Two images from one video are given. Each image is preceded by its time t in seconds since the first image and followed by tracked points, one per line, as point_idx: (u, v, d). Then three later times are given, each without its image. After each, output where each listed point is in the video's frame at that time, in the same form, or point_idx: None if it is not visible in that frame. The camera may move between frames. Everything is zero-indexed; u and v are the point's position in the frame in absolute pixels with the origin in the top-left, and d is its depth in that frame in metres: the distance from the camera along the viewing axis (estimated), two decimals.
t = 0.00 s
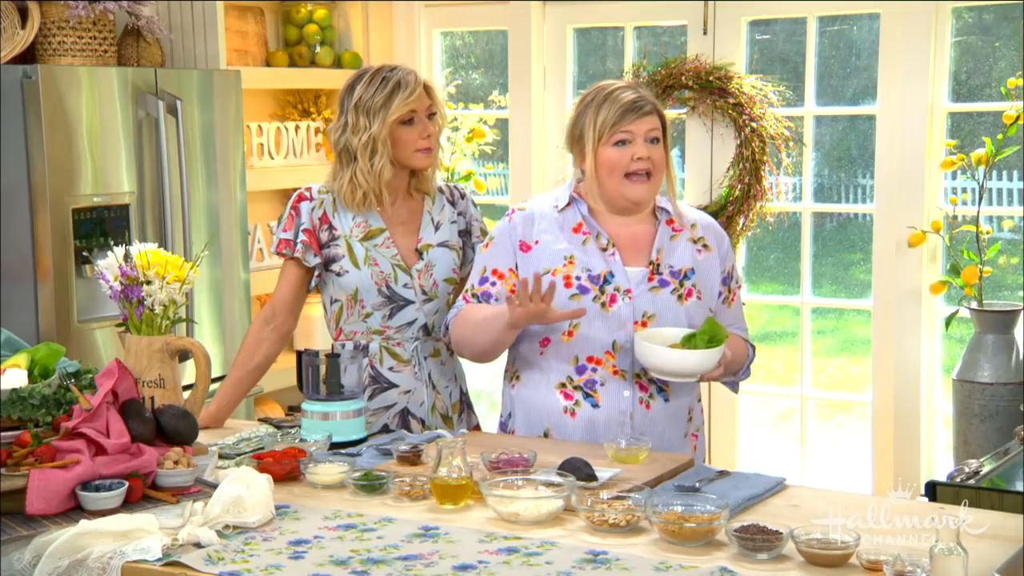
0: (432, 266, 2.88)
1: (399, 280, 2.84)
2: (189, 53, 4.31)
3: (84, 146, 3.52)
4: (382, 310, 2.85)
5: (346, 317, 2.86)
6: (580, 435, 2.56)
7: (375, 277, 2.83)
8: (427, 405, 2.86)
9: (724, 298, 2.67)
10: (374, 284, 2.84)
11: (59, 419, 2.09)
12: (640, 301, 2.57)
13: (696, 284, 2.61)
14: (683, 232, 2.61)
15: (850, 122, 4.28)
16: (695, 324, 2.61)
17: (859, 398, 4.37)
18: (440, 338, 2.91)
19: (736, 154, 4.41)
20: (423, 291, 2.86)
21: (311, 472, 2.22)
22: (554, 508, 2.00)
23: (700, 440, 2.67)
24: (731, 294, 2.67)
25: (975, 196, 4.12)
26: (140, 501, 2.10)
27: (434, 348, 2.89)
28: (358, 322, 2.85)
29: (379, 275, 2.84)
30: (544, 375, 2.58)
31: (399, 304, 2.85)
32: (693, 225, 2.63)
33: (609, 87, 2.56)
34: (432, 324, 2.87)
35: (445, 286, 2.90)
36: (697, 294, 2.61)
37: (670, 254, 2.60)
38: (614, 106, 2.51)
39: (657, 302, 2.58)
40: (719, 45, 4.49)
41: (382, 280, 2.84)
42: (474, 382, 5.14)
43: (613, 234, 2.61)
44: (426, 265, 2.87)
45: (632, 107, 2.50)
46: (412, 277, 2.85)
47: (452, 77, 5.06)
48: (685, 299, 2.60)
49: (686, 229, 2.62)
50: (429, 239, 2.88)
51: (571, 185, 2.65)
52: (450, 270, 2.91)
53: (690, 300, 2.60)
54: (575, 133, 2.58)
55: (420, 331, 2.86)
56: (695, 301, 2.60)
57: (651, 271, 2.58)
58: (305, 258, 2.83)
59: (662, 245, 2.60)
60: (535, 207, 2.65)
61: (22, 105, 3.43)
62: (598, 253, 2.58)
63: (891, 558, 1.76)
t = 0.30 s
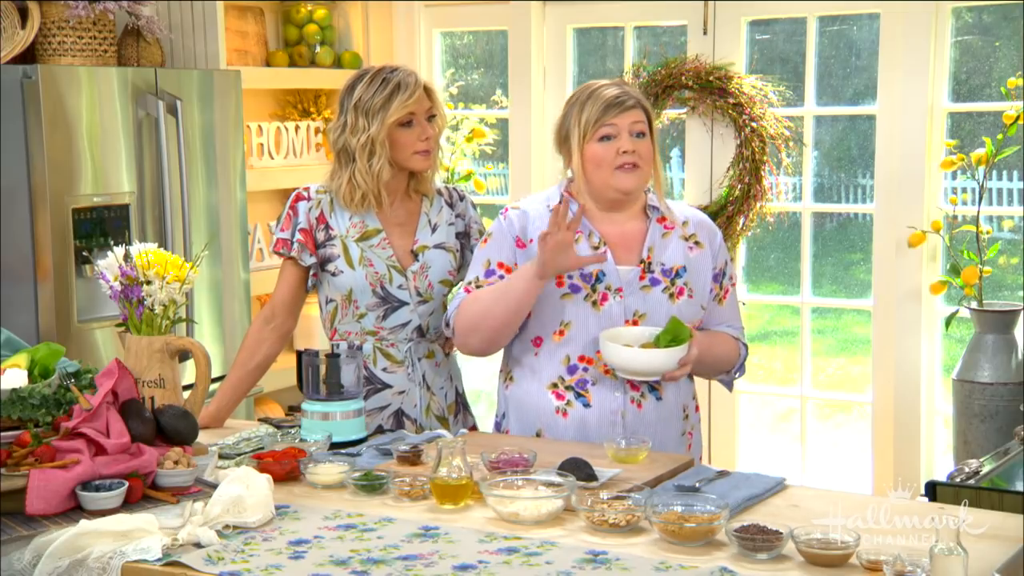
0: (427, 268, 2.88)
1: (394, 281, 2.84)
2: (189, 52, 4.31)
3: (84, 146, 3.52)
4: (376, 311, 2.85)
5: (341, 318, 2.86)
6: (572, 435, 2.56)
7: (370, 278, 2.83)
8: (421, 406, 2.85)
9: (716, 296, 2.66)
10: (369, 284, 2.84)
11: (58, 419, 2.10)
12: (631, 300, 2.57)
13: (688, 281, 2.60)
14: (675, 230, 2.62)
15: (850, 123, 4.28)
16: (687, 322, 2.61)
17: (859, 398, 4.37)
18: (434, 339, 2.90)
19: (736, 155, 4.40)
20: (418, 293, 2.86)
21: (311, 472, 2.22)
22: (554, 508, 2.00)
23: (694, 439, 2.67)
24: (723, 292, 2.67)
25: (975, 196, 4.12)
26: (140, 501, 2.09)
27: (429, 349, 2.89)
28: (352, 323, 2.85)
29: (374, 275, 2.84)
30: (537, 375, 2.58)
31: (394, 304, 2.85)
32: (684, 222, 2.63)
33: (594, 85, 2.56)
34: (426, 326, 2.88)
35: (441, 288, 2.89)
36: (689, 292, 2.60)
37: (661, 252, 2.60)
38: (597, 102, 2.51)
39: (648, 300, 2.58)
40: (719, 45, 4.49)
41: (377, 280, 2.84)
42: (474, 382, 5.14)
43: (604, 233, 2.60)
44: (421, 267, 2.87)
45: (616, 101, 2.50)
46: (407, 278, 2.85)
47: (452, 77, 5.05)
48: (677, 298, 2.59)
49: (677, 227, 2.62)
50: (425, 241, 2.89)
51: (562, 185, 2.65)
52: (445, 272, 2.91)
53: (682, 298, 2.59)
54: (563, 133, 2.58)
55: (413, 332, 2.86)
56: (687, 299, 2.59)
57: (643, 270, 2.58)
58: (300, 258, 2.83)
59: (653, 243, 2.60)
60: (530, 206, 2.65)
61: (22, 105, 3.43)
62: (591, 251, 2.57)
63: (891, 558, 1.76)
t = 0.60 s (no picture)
0: (423, 269, 2.89)
1: (391, 281, 2.85)
2: (189, 52, 4.31)
3: (84, 146, 3.52)
4: (372, 312, 2.85)
5: (337, 318, 2.86)
6: (559, 436, 2.55)
7: (367, 279, 2.84)
8: (417, 407, 2.87)
9: (713, 299, 2.64)
10: (366, 285, 2.84)
11: (59, 419, 2.10)
12: (620, 304, 2.56)
13: (683, 285, 2.58)
14: (671, 231, 2.60)
15: (850, 122, 4.28)
16: (679, 325, 2.59)
17: (859, 398, 4.37)
18: (430, 339, 2.91)
19: (736, 154, 4.41)
20: (414, 293, 2.87)
21: (311, 472, 2.22)
22: (554, 508, 2.00)
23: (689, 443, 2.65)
24: (721, 294, 2.64)
25: (975, 196, 4.12)
26: (140, 501, 2.09)
27: (425, 349, 2.89)
28: (348, 323, 2.86)
29: (371, 276, 2.84)
30: (528, 376, 2.58)
31: (390, 305, 2.85)
32: (682, 224, 2.61)
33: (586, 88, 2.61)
34: (422, 327, 2.88)
35: (437, 290, 2.91)
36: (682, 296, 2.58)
37: (655, 255, 2.58)
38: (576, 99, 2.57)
39: (637, 304, 2.56)
40: (719, 45, 4.49)
41: (374, 281, 2.84)
42: (474, 382, 5.14)
43: (599, 233, 2.60)
44: (418, 268, 2.88)
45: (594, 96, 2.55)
46: (404, 279, 2.86)
47: (453, 77, 5.05)
48: (668, 301, 2.57)
49: (675, 228, 2.60)
50: (422, 242, 2.90)
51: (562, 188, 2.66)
52: (442, 274, 2.91)
53: (673, 302, 2.57)
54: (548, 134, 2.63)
55: (410, 332, 2.87)
56: (678, 302, 2.58)
57: (634, 272, 2.57)
58: (297, 258, 2.82)
59: (648, 245, 2.59)
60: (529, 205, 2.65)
61: (22, 105, 3.43)
62: (584, 253, 2.57)
63: (891, 558, 1.76)
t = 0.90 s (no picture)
0: (422, 269, 2.89)
1: (389, 282, 2.85)
2: (189, 51, 4.31)
3: (84, 146, 3.52)
4: (372, 312, 2.85)
5: (336, 319, 2.86)
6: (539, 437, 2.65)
7: (366, 279, 2.84)
8: (417, 407, 2.88)
9: (714, 310, 2.58)
10: (365, 285, 2.84)
11: (58, 419, 2.10)
12: (598, 314, 2.58)
13: (667, 299, 2.55)
14: (667, 241, 2.58)
15: (850, 122, 4.28)
16: (666, 338, 2.56)
17: (859, 398, 4.37)
18: (429, 340, 2.93)
19: (736, 155, 4.41)
20: (413, 293, 2.88)
21: (311, 472, 2.22)
22: (554, 508, 1.99)
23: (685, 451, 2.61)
24: (725, 305, 2.57)
25: (975, 196, 4.12)
26: (140, 501, 2.09)
27: (424, 349, 2.91)
28: (348, 323, 2.86)
29: (371, 276, 2.84)
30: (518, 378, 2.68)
31: (389, 305, 2.86)
32: (681, 234, 2.58)
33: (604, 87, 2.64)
34: (421, 327, 2.90)
35: (436, 289, 2.92)
36: (665, 309, 2.55)
37: (644, 266, 2.57)
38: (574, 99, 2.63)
39: (615, 316, 2.57)
40: (719, 45, 4.49)
41: (373, 281, 2.84)
42: (474, 382, 5.14)
43: (594, 240, 2.63)
44: (417, 268, 2.89)
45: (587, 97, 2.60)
46: (404, 279, 2.87)
47: (453, 78, 5.05)
48: (646, 315, 2.56)
49: (672, 239, 2.58)
50: (421, 241, 2.90)
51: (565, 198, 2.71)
52: (441, 273, 2.92)
53: (652, 316, 2.55)
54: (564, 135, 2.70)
55: (409, 332, 2.88)
56: (659, 316, 2.55)
57: (616, 283, 2.58)
58: (296, 260, 2.81)
59: (640, 256, 2.58)
60: (542, 208, 2.73)
61: (22, 105, 3.43)
62: (574, 261, 2.62)
63: (891, 558, 1.76)
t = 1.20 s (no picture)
0: (422, 269, 2.89)
1: (388, 282, 2.85)
2: (188, 51, 4.31)
3: (84, 146, 3.52)
4: (371, 312, 2.85)
5: (335, 318, 2.86)
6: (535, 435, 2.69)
7: (365, 280, 2.84)
8: (416, 407, 2.88)
9: (700, 316, 2.54)
10: (363, 285, 2.84)
11: (58, 419, 2.10)
12: (584, 316, 2.60)
13: (647, 303, 2.55)
14: (656, 244, 2.58)
15: (850, 122, 4.28)
16: (647, 341, 2.56)
17: (859, 398, 4.37)
18: (429, 340, 2.93)
19: (736, 155, 4.41)
20: (412, 293, 2.88)
21: (311, 472, 2.22)
22: (554, 508, 1.99)
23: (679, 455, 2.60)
24: (710, 311, 2.53)
25: (975, 196, 4.12)
26: (140, 501, 2.09)
27: (424, 350, 2.91)
28: (347, 323, 2.86)
29: (369, 277, 2.84)
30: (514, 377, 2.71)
31: (388, 305, 2.86)
32: (669, 238, 2.57)
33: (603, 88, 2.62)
34: (421, 327, 2.90)
35: (435, 290, 2.92)
36: (645, 313, 2.55)
37: (630, 268, 2.58)
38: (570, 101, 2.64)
39: (597, 319, 2.59)
40: (719, 45, 4.49)
41: (372, 282, 2.84)
42: (474, 381, 5.14)
43: (591, 240, 2.65)
44: (416, 268, 2.89)
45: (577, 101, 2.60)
46: (403, 279, 2.87)
47: (453, 78, 5.06)
48: (626, 318, 2.56)
49: (662, 242, 2.57)
50: (420, 242, 2.90)
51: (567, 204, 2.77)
52: (441, 273, 2.92)
53: (632, 319, 2.56)
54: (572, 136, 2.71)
55: (409, 333, 2.88)
56: (639, 319, 2.55)
57: (601, 285, 2.60)
58: (295, 261, 2.81)
59: (628, 258, 2.59)
60: (555, 208, 2.77)
61: (22, 105, 3.43)
62: (570, 260, 2.65)
63: (891, 558, 1.76)
